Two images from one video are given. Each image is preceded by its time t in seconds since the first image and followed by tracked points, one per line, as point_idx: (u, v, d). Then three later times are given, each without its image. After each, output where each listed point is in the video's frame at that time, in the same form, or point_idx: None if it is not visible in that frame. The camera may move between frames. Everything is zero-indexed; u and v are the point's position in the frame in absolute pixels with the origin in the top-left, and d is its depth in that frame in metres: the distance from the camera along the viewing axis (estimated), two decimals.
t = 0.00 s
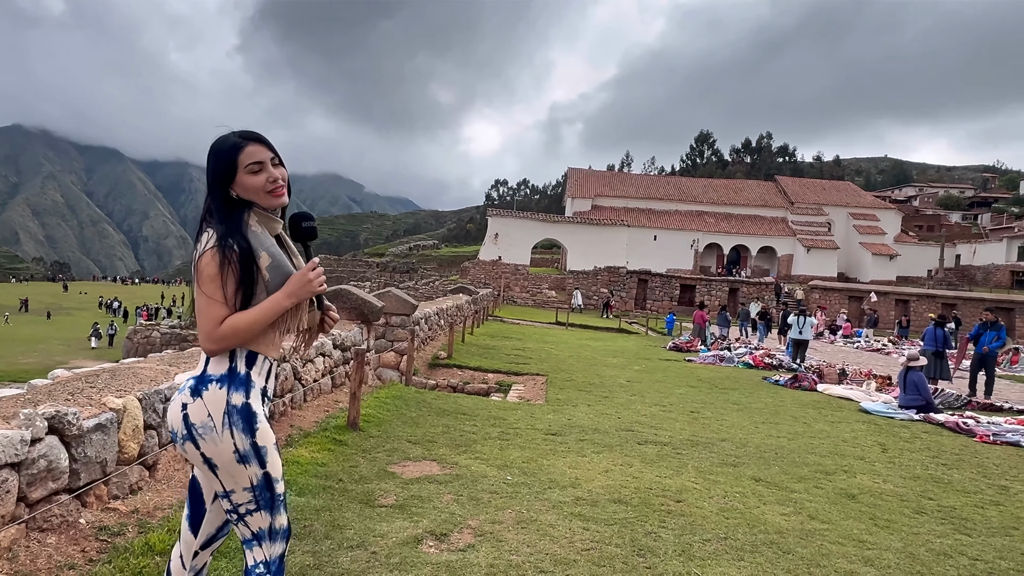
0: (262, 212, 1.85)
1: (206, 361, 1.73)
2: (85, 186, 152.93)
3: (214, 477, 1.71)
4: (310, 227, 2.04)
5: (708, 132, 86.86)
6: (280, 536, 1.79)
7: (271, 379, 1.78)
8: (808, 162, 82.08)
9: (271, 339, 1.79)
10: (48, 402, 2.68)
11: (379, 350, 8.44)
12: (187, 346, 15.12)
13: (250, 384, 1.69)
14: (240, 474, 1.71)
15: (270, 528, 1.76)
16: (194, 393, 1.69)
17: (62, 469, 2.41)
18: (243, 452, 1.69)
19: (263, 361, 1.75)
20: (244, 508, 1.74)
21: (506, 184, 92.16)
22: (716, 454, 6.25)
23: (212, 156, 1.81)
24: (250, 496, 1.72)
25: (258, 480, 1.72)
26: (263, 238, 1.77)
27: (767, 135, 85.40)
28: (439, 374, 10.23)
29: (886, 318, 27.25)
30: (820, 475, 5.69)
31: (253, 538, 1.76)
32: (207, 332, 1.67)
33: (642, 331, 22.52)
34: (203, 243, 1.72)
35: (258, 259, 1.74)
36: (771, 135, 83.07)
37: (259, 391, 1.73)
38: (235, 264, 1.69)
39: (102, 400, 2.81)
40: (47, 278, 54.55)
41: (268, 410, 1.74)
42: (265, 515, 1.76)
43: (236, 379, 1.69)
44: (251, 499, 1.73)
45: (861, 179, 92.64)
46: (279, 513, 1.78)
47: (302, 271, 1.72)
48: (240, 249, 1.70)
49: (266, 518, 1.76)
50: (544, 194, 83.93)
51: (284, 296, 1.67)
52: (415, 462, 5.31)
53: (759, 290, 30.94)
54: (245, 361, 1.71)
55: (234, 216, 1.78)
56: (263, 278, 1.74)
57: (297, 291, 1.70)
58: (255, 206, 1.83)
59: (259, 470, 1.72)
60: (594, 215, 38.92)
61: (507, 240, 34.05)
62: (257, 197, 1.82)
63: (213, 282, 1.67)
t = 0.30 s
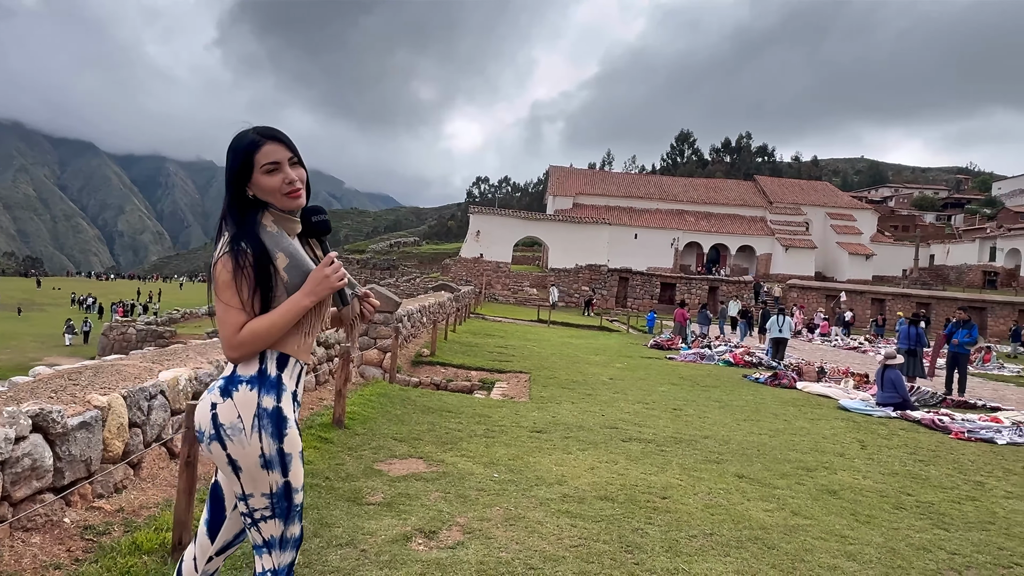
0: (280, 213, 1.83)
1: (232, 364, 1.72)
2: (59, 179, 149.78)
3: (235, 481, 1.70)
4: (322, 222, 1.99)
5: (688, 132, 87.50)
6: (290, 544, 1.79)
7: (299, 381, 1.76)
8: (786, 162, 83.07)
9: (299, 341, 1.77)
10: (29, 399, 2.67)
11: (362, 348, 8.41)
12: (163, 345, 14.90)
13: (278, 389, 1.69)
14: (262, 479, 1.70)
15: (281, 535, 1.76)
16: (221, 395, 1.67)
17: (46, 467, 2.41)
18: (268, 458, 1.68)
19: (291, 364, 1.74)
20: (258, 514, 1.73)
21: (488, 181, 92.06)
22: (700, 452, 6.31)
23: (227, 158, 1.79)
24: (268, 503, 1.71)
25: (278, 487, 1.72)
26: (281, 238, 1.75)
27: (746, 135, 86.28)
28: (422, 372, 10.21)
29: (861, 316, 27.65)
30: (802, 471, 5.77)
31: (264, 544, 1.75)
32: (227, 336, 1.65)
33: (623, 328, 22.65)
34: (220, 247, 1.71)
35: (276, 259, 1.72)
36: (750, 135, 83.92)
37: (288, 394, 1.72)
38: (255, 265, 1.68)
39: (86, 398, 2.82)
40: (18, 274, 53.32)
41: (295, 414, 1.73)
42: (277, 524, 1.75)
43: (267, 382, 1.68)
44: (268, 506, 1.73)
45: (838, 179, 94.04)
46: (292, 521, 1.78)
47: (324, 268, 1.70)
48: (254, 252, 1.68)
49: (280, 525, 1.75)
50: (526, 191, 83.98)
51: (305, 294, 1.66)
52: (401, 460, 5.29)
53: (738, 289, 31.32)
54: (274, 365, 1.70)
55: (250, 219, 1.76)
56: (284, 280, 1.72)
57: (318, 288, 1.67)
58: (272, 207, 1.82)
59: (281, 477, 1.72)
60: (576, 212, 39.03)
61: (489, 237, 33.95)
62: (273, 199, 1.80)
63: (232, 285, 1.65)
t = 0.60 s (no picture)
0: (300, 207, 1.80)
1: (252, 363, 1.70)
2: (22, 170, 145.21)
3: (252, 484, 1.68)
4: (351, 218, 2.06)
5: (663, 131, 88.32)
6: (298, 548, 1.78)
7: (322, 382, 1.74)
8: (758, 162, 84.32)
9: (323, 341, 1.75)
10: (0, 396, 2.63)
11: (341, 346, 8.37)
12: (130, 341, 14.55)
13: (301, 390, 1.67)
14: (280, 482, 1.68)
15: (292, 539, 1.75)
16: (242, 396, 1.65)
17: (19, 466, 2.38)
18: (289, 461, 1.66)
19: (315, 364, 1.73)
20: (272, 516, 1.71)
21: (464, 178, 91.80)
22: (678, 448, 6.39)
23: (244, 150, 1.77)
24: (283, 506, 1.70)
25: (295, 491, 1.70)
26: (303, 234, 1.73)
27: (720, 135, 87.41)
28: (399, 369, 10.16)
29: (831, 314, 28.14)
30: (778, 467, 5.88)
31: (272, 548, 1.73)
32: (251, 333, 1.62)
33: (598, 326, 22.80)
34: (241, 242, 1.69)
35: (299, 256, 1.70)
36: (723, 135, 85.02)
37: (312, 395, 1.70)
38: (278, 263, 1.66)
39: (60, 395, 2.78)
40: None
41: (317, 416, 1.71)
42: (290, 527, 1.74)
43: (292, 384, 1.66)
44: (283, 509, 1.71)
45: (809, 179, 95.70)
46: (303, 525, 1.76)
47: (351, 266, 1.68)
48: (277, 248, 1.66)
49: (292, 530, 1.73)
50: (502, 188, 83.93)
51: (331, 292, 1.64)
52: (381, 457, 5.26)
53: (711, 287, 31.72)
54: (297, 366, 1.68)
55: (271, 214, 1.74)
56: (308, 277, 1.70)
57: (344, 286, 1.65)
58: (291, 201, 1.79)
59: (300, 481, 1.70)
60: (552, 210, 39.09)
61: (465, 234, 33.83)
62: (291, 194, 1.79)
63: (255, 281, 1.63)
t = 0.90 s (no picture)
0: (308, 203, 1.79)
1: (257, 364, 1.67)
2: None
3: (255, 486, 1.65)
4: (357, 219, 2.04)
5: (636, 129, 89.07)
6: (297, 551, 1.75)
7: (327, 385, 1.73)
8: (729, 161, 85.62)
9: (327, 342, 1.74)
10: None
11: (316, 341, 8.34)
12: (95, 336, 14.20)
13: (307, 392, 1.65)
14: (283, 485, 1.66)
15: (292, 541, 1.72)
16: (247, 397, 1.63)
17: None
18: (293, 464, 1.65)
19: (320, 364, 1.70)
20: (273, 519, 1.69)
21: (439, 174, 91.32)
22: (653, 443, 6.47)
23: (254, 143, 1.75)
24: (285, 509, 1.67)
25: (298, 493, 1.68)
26: (310, 232, 1.71)
27: (692, 134, 88.54)
28: (374, 365, 10.10)
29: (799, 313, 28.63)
30: (751, 462, 5.99)
31: (272, 549, 1.71)
32: (255, 335, 1.60)
33: (571, 323, 22.94)
34: (247, 239, 1.67)
35: (305, 254, 1.68)
36: (695, 134, 86.13)
37: (319, 398, 1.68)
38: (284, 260, 1.64)
39: (30, 391, 2.75)
40: None
41: (323, 420, 1.69)
42: (291, 530, 1.71)
43: (297, 385, 1.64)
44: (285, 511, 1.69)
45: (779, 179, 97.45)
46: (305, 528, 1.74)
47: (358, 265, 1.66)
48: (282, 247, 1.65)
49: (293, 532, 1.71)
50: (476, 184, 83.72)
51: (338, 293, 1.62)
52: (358, 454, 5.22)
53: (683, 285, 32.12)
54: (303, 366, 1.66)
55: (279, 210, 1.72)
56: (314, 275, 1.68)
57: (350, 288, 1.64)
58: (300, 197, 1.77)
59: (303, 484, 1.68)
60: (526, 208, 39.19)
61: (439, 230, 33.72)
62: (301, 189, 1.77)
63: (259, 280, 1.61)
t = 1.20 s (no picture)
0: (313, 198, 1.78)
1: (253, 359, 1.68)
2: None
3: (243, 481, 1.65)
4: (360, 215, 1.96)
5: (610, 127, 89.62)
6: (289, 550, 1.73)
7: (322, 382, 1.70)
8: (702, 160, 86.74)
9: (322, 339, 1.71)
10: None
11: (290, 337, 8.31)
12: (58, 332, 13.79)
13: (298, 388, 1.63)
14: (271, 482, 1.65)
15: (282, 540, 1.71)
16: (239, 392, 1.63)
17: None
18: (281, 460, 1.63)
19: (315, 361, 1.68)
20: (262, 516, 1.68)
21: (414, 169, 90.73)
22: (629, 439, 6.54)
23: (265, 136, 1.76)
24: (273, 506, 1.66)
25: (286, 492, 1.66)
26: (311, 227, 1.70)
27: (666, 133, 89.44)
28: (348, 361, 10.02)
29: (770, 310, 29.16)
30: (725, 458, 6.09)
31: (262, 546, 1.70)
32: (248, 329, 1.60)
33: (546, 319, 23.02)
34: (246, 231, 1.67)
35: (303, 249, 1.67)
36: (669, 133, 87.05)
37: (310, 395, 1.66)
38: (281, 254, 1.63)
39: None
40: None
41: (314, 417, 1.67)
42: (281, 528, 1.70)
43: (286, 382, 1.63)
44: (274, 509, 1.68)
45: (750, 178, 98.98)
46: (295, 527, 1.72)
47: (355, 264, 1.65)
48: (280, 241, 1.63)
49: (282, 530, 1.70)
50: (451, 180, 83.41)
51: (332, 290, 1.60)
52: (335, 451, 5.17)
53: (656, 282, 32.43)
54: (294, 363, 1.65)
55: (281, 204, 1.71)
56: (311, 271, 1.68)
57: (347, 285, 1.62)
58: (304, 191, 1.77)
59: (292, 482, 1.66)
60: (501, 204, 39.18)
61: (413, 226, 33.55)
62: (307, 183, 1.76)
63: (255, 273, 1.60)
